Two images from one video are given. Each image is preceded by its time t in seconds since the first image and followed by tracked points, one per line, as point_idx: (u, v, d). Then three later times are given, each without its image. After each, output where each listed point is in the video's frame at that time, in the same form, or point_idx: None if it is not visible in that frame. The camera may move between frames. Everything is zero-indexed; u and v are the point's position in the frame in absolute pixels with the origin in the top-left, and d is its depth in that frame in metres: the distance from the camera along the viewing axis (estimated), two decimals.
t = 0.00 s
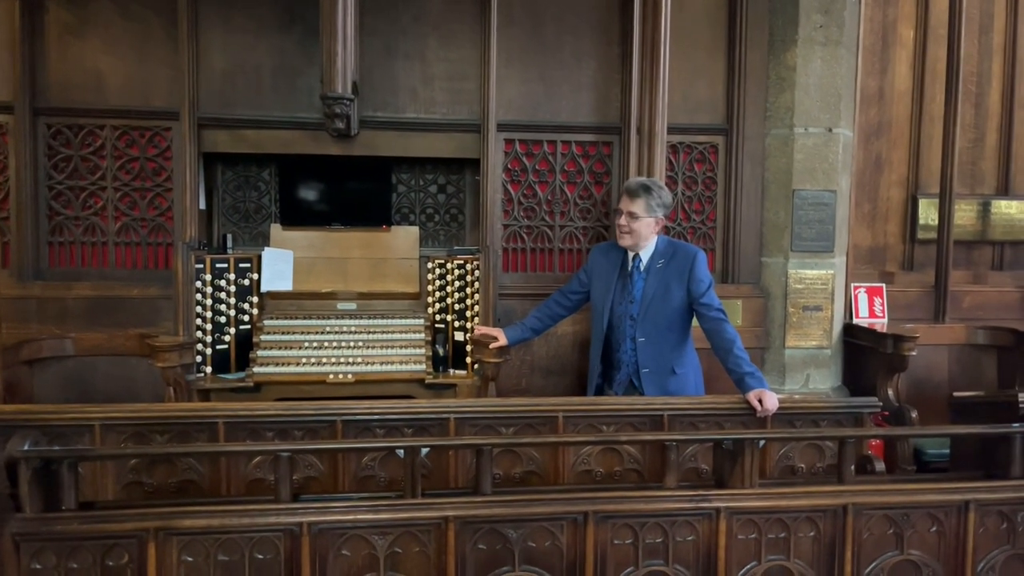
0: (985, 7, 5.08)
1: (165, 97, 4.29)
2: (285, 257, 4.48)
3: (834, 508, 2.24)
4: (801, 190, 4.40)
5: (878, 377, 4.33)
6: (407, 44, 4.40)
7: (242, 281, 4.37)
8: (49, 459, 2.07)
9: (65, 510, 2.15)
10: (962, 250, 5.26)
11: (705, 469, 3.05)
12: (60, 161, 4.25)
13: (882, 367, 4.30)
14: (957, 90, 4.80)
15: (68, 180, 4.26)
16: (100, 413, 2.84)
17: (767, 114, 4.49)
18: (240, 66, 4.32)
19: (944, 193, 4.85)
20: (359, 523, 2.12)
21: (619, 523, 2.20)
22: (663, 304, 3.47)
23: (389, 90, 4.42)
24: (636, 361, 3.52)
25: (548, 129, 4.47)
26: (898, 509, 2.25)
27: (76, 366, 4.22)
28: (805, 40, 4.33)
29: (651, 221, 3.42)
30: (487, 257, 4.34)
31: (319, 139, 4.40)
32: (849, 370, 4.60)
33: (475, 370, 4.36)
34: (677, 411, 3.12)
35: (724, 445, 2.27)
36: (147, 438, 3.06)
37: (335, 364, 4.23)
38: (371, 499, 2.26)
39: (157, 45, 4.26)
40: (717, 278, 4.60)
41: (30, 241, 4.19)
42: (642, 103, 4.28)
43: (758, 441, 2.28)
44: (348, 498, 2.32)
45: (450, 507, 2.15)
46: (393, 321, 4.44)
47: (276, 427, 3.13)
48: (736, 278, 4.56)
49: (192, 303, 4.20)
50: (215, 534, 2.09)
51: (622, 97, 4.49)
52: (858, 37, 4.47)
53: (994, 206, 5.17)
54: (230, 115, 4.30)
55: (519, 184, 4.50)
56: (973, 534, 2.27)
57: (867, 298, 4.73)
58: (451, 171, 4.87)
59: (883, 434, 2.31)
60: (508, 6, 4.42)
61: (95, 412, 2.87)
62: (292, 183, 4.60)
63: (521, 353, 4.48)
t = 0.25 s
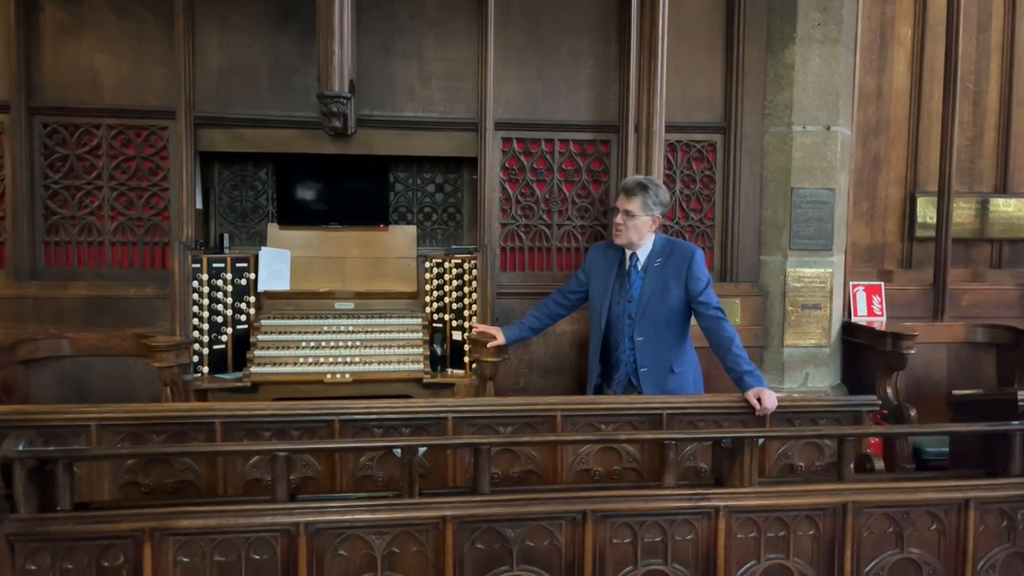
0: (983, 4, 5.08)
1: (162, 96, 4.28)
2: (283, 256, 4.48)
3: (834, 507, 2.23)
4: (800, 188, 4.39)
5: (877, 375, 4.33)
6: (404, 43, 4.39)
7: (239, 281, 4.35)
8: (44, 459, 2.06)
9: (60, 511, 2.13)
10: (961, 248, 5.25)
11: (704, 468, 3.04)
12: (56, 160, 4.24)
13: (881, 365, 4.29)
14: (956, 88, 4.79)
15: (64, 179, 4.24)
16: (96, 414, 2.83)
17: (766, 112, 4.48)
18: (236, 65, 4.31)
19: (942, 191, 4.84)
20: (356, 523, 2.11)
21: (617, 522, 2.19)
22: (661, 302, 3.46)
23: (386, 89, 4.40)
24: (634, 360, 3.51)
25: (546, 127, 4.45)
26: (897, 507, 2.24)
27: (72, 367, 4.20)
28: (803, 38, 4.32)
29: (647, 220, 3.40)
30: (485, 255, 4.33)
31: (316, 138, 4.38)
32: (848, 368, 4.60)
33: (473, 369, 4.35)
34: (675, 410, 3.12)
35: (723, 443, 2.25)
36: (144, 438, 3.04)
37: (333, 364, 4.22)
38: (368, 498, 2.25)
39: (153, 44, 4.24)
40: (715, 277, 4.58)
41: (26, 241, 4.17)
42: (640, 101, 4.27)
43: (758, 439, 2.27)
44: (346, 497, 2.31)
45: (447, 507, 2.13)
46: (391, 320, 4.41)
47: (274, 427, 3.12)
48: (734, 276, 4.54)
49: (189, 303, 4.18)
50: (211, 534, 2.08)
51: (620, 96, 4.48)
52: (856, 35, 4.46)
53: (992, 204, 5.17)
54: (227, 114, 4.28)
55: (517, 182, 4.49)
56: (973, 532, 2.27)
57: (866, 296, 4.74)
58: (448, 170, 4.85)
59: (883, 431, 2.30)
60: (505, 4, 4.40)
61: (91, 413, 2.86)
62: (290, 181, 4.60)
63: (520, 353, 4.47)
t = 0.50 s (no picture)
0: (979, 5, 5.09)
1: (158, 97, 4.27)
2: (281, 257, 4.48)
3: (830, 507, 2.23)
4: (796, 188, 4.40)
5: (874, 375, 4.33)
6: (401, 43, 4.39)
7: (236, 281, 4.34)
8: (41, 460, 2.06)
9: (56, 512, 2.13)
10: (958, 248, 5.26)
11: (700, 468, 3.05)
12: (53, 161, 4.23)
13: (878, 365, 4.30)
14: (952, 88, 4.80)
15: (61, 180, 4.23)
16: (93, 415, 2.83)
17: (763, 113, 4.49)
18: (233, 65, 4.30)
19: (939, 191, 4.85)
20: (353, 524, 2.11)
21: (614, 523, 2.19)
22: (658, 303, 3.46)
23: (384, 89, 4.40)
24: (631, 360, 3.52)
25: (543, 128, 4.46)
26: (893, 507, 2.25)
27: (69, 367, 4.20)
28: (800, 38, 4.33)
29: (644, 221, 3.40)
30: (482, 256, 4.33)
31: (313, 138, 4.38)
32: (846, 368, 4.60)
33: (470, 370, 4.35)
34: (672, 410, 3.13)
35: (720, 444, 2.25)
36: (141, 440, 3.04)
37: (330, 365, 4.22)
38: (365, 499, 2.25)
39: (150, 44, 4.24)
40: (712, 277, 4.58)
41: (23, 241, 4.17)
42: (637, 102, 4.28)
43: (754, 440, 2.26)
44: (343, 498, 2.31)
45: (444, 507, 2.13)
46: (388, 320, 4.41)
47: (271, 428, 3.12)
48: (731, 277, 4.55)
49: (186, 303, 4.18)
50: (208, 535, 2.08)
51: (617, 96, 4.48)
52: (853, 35, 4.47)
53: (989, 204, 5.18)
54: (224, 114, 4.28)
55: (514, 183, 4.49)
56: (969, 532, 2.27)
57: (862, 296, 4.74)
58: (446, 171, 4.85)
59: (879, 432, 2.30)
60: (502, 4, 4.41)
61: (89, 414, 2.86)
62: (287, 181, 4.61)
63: (517, 353, 4.47)
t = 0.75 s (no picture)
0: (976, 6, 5.11)
1: (157, 97, 4.27)
2: (279, 257, 4.51)
3: (826, 508, 2.24)
4: (794, 189, 4.41)
5: (871, 375, 4.36)
6: (399, 43, 4.39)
7: (234, 281, 4.34)
8: (40, 461, 2.06)
9: (55, 512, 2.13)
10: (954, 249, 5.28)
11: (697, 468, 3.07)
12: (51, 161, 4.23)
13: (874, 365, 4.33)
14: (949, 90, 4.82)
15: (59, 180, 4.23)
16: (91, 415, 2.83)
17: (760, 114, 4.50)
18: (232, 65, 4.30)
19: (935, 192, 4.87)
20: (352, 524, 2.11)
21: (611, 524, 2.20)
22: (655, 304, 3.47)
23: (382, 89, 4.40)
24: (628, 361, 3.53)
25: (541, 128, 4.46)
26: (889, 508, 2.26)
27: (67, 367, 4.19)
28: (797, 39, 4.34)
29: (641, 222, 3.41)
30: (480, 256, 4.33)
31: (311, 138, 4.38)
32: (843, 369, 4.63)
33: (468, 370, 4.37)
34: (670, 410, 3.14)
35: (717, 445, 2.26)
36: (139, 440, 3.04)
37: (328, 365, 4.22)
38: (364, 500, 2.25)
39: (148, 44, 4.24)
40: (709, 277, 4.59)
41: (20, 240, 4.16)
42: (635, 103, 4.28)
43: (751, 441, 2.27)
44: (341, 499, 2.31)
45: (442, 508, 2.14)
46: (386, 320, 4.43)
47: (269, 428, 3.13)
48: (728, 278, 4.56)
49: (184, 303, 4.18)
50: (207, 536, 2.08)
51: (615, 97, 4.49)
52: (850, 37, 4.49)
53: (985, 205, 5.20)
54: (222, 114, 4.28)
55: (512, 183, 4.50)
56: (965, 533, 2.28)
57: (859, 297, 4.75)
58: (444, 171, 4.86)
59: (875, 433, 2.32)
60: (501, 4, 4.41)
61: (87, 414, 2.86)
62: (285, 181, 4.60)
63: (515, 353, 4.47)
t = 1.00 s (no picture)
0: (972, 9, 5.13)
1: (153, 97, 4.26)
2: (275, 258, 4.48)
3: (821, 511, 2.25)
4: (790, 191, 4.42)
5: (866, 376, 4.38)
6: (397, 44, 4.39)
7: (231, 282, 4.33)
8: (37, 464, 2.06)
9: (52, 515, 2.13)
10: (950, 251, 5.30)
11: (694, 470, 3.06)
12: (47, 161, 4.22)
13: (869, 366, 4.36)
14: (945, 92, 4.84)
15: (55, 180, 4.22)
16: (87, 416, 2.82)
17: (757, 116, 4.51)
18: (229, 66, 4.30)
19: (931, 194, 4.88)
20: (350, 527, 2.11)
21: (608, 526, 2.21)
22: (652, 305, 3.48)
23: (379, 90, 4.40)
24: (625, 362, 3.53)
25: (538, 130, 4.46)
26: (884, 511, 2.27)
27: (63, 368, 4.19)
28: (794, 42, 4.36)
29: (639, 223, 3.42)
30: (477, 259, 4.35)
31: (309, 139, 4.38)
32: (838, 370, 4.65)
33: (465, 371, 4.38)
34: (667, 413, 3.15)
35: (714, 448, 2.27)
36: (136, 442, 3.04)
37: (325, 366, 4.23)
38: (361, 502, 2.26)
39: (145, 44, 4.23)
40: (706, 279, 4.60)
41: (16, 241, 4.15)
42: (632, 104, 4.29)
43: (747, 443, 2.27)
44: (338, 501, 2.31)
45: (440, 510, 2.14)
46: (383, 322, 4.44)
47: (266, 430, 3.13)
48: (725, 280, 4.57)
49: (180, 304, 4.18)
50: (205, 538, 2.08)
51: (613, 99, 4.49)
52: (847, 39, 4.50)
53: (981, 207, 5.21)
54: (219, 115, 4.27)
55: (509, 184, 4.49)
56: (959, 535, 2.29)
57: (856, 299, 4.77)
58: (441, 171, 4.85)
59: (871, 436, 2.32)
60: (498, 6, 4.41)
61: (84, 416, 2.86)
62: (281, 182, 4.59)
63: (512, 354, 4.48)
